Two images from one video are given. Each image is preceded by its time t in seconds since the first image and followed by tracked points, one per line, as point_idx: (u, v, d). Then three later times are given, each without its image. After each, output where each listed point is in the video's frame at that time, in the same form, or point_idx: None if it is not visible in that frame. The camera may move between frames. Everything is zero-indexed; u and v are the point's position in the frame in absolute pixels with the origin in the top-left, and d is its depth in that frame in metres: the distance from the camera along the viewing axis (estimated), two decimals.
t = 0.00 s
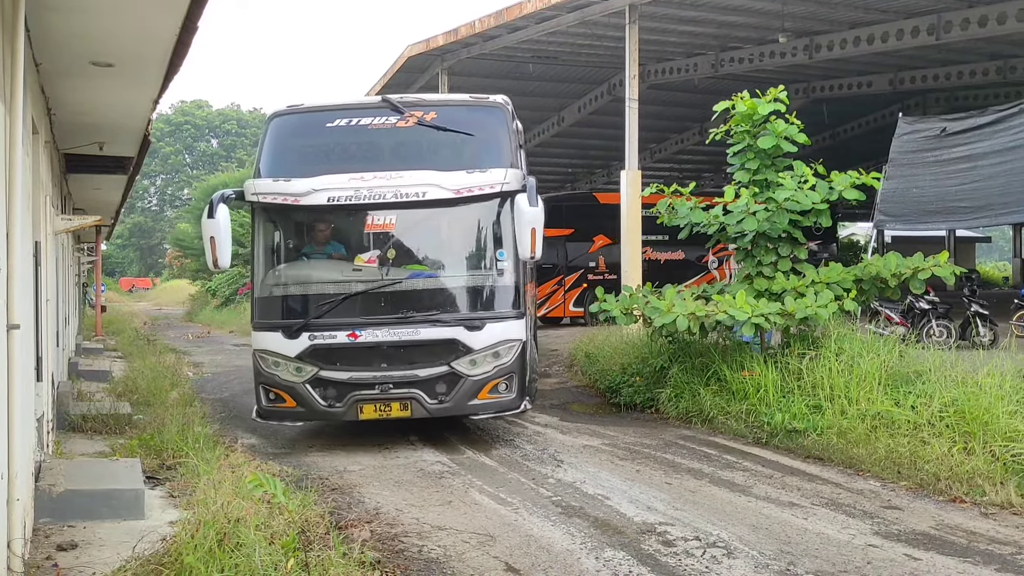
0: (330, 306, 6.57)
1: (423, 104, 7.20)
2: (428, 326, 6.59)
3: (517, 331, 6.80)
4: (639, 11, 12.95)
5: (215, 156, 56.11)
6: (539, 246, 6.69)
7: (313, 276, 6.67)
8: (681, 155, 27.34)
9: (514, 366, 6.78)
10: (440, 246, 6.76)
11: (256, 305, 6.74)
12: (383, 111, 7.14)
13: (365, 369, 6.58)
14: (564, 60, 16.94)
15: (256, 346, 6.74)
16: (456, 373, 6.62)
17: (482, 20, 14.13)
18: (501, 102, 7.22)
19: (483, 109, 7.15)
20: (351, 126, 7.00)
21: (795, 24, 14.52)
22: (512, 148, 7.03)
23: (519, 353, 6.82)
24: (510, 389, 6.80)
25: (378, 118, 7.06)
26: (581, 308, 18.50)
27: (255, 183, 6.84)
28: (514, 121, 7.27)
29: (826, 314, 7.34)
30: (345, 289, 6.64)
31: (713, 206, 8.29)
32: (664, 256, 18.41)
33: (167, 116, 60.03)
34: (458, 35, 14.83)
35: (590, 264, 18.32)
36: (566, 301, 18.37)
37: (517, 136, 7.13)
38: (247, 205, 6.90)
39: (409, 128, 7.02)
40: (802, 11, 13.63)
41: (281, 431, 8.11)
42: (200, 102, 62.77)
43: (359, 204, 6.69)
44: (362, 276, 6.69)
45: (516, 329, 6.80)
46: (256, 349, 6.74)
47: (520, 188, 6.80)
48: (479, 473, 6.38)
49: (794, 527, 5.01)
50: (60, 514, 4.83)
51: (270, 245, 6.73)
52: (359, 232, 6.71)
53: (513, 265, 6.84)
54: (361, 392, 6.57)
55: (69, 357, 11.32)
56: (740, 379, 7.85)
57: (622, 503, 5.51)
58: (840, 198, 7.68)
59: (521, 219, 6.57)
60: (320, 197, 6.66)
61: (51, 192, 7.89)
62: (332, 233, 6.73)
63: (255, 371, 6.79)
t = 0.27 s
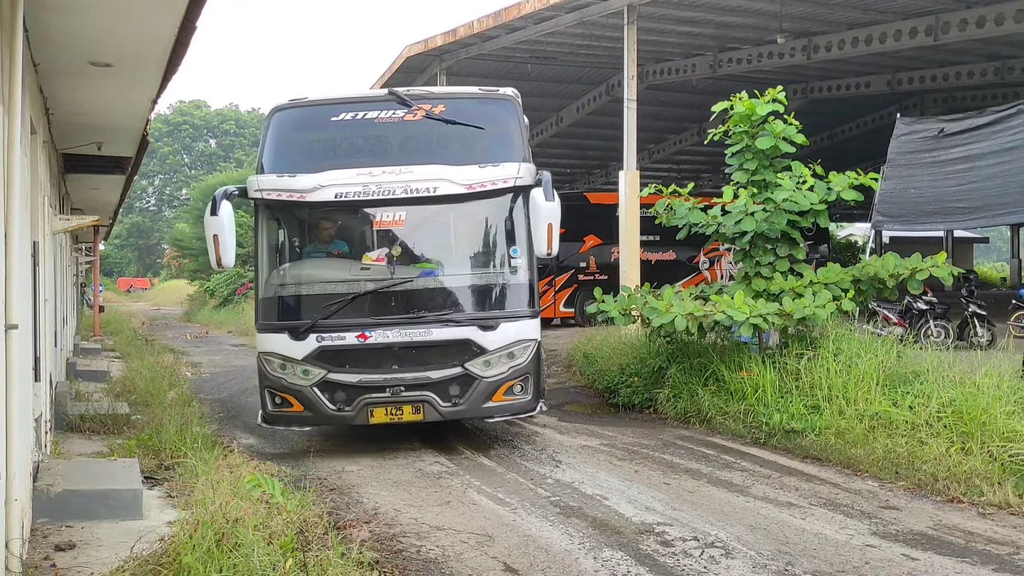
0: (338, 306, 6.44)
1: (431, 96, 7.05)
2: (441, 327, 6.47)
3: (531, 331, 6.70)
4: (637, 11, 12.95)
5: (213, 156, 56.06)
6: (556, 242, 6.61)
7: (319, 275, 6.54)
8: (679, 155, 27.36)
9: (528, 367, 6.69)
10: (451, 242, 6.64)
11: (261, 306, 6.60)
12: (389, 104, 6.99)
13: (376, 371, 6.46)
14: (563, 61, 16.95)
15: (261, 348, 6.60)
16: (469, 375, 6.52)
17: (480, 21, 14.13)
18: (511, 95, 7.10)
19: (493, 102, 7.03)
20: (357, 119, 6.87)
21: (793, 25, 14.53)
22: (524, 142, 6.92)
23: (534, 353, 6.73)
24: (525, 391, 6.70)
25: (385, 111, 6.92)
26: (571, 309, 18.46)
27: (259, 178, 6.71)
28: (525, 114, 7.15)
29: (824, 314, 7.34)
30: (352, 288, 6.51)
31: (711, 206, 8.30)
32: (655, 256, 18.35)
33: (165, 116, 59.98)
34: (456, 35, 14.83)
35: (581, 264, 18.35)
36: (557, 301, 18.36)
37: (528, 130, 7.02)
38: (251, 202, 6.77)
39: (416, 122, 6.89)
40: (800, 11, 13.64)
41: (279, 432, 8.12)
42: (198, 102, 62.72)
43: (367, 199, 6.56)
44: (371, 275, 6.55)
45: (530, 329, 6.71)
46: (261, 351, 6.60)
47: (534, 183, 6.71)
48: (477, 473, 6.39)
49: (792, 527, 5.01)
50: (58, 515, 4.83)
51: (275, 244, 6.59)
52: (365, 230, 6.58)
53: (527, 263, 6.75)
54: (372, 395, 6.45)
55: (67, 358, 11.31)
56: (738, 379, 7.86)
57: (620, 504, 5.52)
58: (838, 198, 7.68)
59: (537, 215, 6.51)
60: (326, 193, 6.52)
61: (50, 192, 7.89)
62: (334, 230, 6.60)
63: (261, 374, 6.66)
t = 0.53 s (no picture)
0: (351, 308, 6.20)
1: (448, 92, 6.85)
2: (459, 331, 6.23)
3: (551, 336, 6.47)
4: (636, 12, 12.94)
5: (211, 156, 56.01)
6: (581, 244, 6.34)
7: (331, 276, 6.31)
8: (677, 156, 27.37)
9: (548, 373, 6.46)
10: (469, 243, 6.42)
11: (269, 307, 6.34)
12: (404, 99, 6.79)
13: (391, 377, 6.20)
14: (561, 61, 16.95)
15: (269, 351, 6.33)
16: (488, 382, 6.29)
17: (478, 21, 14.13)
18: (530, 92, 6.91)
19: (512, 100, 6.84)
20: (371, 115, 6.66)
21: (790, 26, 14.56)
22: (544, 141, 6.72)
23: (553, 359, 6.51)
24: (544, 398, 6.47)
25: (400, 106, 6.73)
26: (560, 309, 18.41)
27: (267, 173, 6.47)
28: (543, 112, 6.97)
29: (822, 315, 7.33)
30: (366, 289, 6.28)
31: (710, 207, 8.31)
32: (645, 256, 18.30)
33: (162, 116, 59.93)
34: (455, 35, 14.82)
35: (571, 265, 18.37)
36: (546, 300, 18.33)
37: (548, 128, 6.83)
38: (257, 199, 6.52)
39: (433, 118, 6.70)
40: (798, 12, 13.65)
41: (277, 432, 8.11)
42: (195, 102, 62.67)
43: (383, 198, 6.34)
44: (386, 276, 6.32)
45: (550, 335, 6.47)
46: (270, 354, 6.34)
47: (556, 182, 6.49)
48: (475, 474, 6.38)
49: (790, 528, 5.01)
50: (55, 515, 4.82)
51: (283, 243, 6.36)
52: (376, 229, 6.38)
53: (547, 265, 6.52)
54: (386, 401, 6.19)
55: (65, 358, 11.30)
56: (736, 380, 7.86)
57: (618, 504, 5.52)
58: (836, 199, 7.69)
59: (561, 215, 6.22)
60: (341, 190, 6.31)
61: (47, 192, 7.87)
62: (339, 228, 6.38)
63: (269, 378, 6.38)
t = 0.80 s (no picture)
0: (367, 310, 5.95)
1: (469, 86, 6.66)
2: (480, 335, 5.97)
3: (576, 342, 6.19)
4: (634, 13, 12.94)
5: (209, 157, 55.99)
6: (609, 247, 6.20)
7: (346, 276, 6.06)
8: (675, 157, 27.40)
9: (571, 381, 6.18)
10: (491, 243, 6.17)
11: (282, 307, 6.09)
12: (424, 93, 6.61)
13: (408, 382, 5.94)
14: (559, 62, 16.95)
15: (281, 353, 6.07)
16: (508, 389, 6.01)
17: (477, 22, 14.14)
18: (553, 89, 6.71)
19: (536, 96, 6.63)
20: (389, 109, 6.46)
21: (789, 28, 14.58)
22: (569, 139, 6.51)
23: (577, 367, 6.21)
24: (566, 407, 6.18)
25: (420, 101, 6.52)
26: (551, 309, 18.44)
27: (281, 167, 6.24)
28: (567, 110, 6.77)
29: (820, 317, 7.34)
30: (384, 290, 6.03)
31: (708, 208, 8.33)
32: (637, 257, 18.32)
33: (160, 116, 59.92)
34: (453, 36, 14.83)
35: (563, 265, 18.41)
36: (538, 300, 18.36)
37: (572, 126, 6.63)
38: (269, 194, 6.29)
39: (454, 113, 6.49)
40: (797, 14, 13.65)
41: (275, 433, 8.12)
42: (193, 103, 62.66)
43: (402, 195, 6.11)
44: (404, 278, 6.07)
45: (574, 341, 6.19)
46: (281, 356, 6.08)
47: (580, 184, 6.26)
48: (474, 475, 6.38)
49: (787, 529, 5.02)
50: (52, 516, 4.82)
51: (296, 242, 6.12)
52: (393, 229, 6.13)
53: (570, 269, 6.26)
54: (403, 407, 5.93)
55: (63, 358, 11.30)
56: (734, 381, 7.87)
57: (616, 505, 5.52)
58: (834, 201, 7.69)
59: (591, 217, 6.07)
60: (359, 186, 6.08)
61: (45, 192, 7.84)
62: (348, 226, 6.14)
63: (280, 381, 6.12)
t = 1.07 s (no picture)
0: (382, 313, 5.70)
1: (487, 81, 6.39)
2: (500, 340, 5.73)
3: (599, 349, 5.97)
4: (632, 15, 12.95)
5: (207, 158, 55.99)
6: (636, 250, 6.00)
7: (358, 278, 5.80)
8: (672, 159, 27.45)
9: (594, 389, 5.96)
10: (511, 244, 5.94)
11: (291, 310, 5.84)
12: (440, 87, 6.33)
13: (424, 389, 5.72)
14: (557, 64, 16.97)
15: (290, 358, 5.81)
16: (529, 397, 5.80)
17: (475, 24, 14.15)
18: (575, 85, 6.46)
19: (557, 91, 6.38)
20: (404, 104, 6.20)
21: (787, 29, 14.58)
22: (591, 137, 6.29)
23: (600, 374, 6.00)
24: (589, 416, 5.97)
25: (436, 96, 6.27)
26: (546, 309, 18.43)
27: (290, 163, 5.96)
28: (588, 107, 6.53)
29: (817, 318, 7.37)
30: (399, 293, 5.77)
31: (706, 210, 8.35)
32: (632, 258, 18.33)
33: (158, 117, 59.92)
34: (451, 37, 14.83)
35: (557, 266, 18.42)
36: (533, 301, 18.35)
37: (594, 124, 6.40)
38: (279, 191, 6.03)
39: (472, 109, 6.24)
40: (794, 15, 13.67)
41: (272, 434, 8.12)
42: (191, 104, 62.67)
43: (418, 193, 5.84)
44: (420, 280, 5.82)
45: (597, 348, 5.96)
46: (290, 361, 5.81)
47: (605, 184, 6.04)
48: (472, 476, 6.37)
49: (784, 531, 5.02)
50: (49, 517, 4.81)
51: (306, 242, 5.86)
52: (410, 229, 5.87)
53: (594, 272, 6.03)
54: (419, 415, 5.69)
55: (60, 359, 11.29)
56: (732, 382, 7.88)
57: (614, 507, 5.52)
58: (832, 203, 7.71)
59: (618, 218, 5.87)
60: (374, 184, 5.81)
61: (43, 192, 7.80)
62: (358, 225, 5.87)
63: (289, 388, 5.87)
